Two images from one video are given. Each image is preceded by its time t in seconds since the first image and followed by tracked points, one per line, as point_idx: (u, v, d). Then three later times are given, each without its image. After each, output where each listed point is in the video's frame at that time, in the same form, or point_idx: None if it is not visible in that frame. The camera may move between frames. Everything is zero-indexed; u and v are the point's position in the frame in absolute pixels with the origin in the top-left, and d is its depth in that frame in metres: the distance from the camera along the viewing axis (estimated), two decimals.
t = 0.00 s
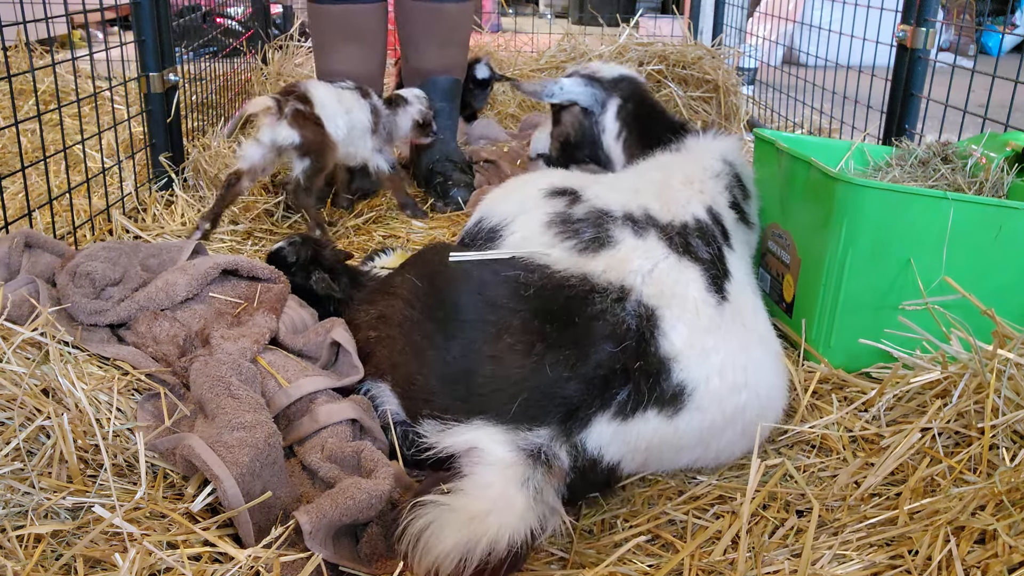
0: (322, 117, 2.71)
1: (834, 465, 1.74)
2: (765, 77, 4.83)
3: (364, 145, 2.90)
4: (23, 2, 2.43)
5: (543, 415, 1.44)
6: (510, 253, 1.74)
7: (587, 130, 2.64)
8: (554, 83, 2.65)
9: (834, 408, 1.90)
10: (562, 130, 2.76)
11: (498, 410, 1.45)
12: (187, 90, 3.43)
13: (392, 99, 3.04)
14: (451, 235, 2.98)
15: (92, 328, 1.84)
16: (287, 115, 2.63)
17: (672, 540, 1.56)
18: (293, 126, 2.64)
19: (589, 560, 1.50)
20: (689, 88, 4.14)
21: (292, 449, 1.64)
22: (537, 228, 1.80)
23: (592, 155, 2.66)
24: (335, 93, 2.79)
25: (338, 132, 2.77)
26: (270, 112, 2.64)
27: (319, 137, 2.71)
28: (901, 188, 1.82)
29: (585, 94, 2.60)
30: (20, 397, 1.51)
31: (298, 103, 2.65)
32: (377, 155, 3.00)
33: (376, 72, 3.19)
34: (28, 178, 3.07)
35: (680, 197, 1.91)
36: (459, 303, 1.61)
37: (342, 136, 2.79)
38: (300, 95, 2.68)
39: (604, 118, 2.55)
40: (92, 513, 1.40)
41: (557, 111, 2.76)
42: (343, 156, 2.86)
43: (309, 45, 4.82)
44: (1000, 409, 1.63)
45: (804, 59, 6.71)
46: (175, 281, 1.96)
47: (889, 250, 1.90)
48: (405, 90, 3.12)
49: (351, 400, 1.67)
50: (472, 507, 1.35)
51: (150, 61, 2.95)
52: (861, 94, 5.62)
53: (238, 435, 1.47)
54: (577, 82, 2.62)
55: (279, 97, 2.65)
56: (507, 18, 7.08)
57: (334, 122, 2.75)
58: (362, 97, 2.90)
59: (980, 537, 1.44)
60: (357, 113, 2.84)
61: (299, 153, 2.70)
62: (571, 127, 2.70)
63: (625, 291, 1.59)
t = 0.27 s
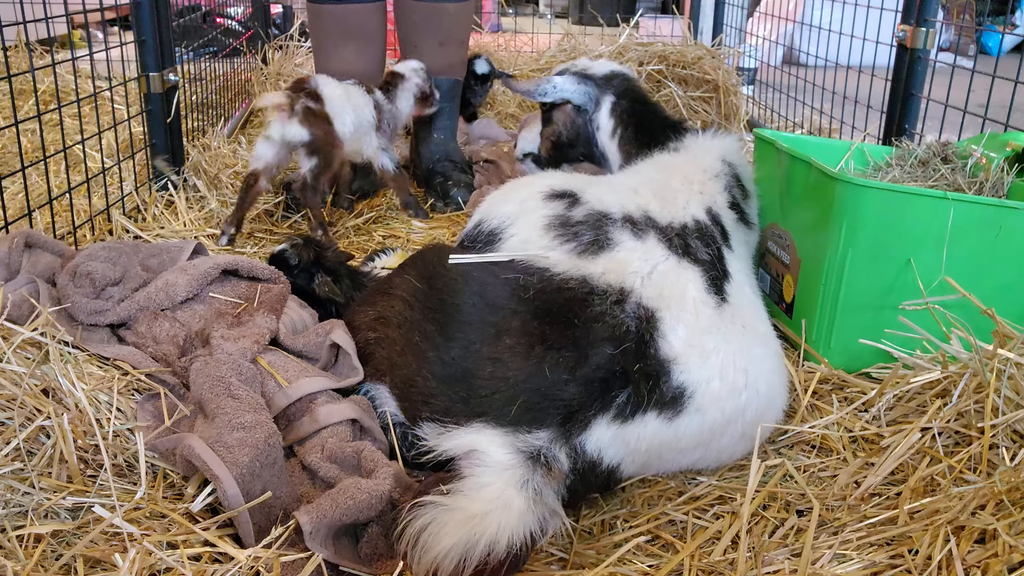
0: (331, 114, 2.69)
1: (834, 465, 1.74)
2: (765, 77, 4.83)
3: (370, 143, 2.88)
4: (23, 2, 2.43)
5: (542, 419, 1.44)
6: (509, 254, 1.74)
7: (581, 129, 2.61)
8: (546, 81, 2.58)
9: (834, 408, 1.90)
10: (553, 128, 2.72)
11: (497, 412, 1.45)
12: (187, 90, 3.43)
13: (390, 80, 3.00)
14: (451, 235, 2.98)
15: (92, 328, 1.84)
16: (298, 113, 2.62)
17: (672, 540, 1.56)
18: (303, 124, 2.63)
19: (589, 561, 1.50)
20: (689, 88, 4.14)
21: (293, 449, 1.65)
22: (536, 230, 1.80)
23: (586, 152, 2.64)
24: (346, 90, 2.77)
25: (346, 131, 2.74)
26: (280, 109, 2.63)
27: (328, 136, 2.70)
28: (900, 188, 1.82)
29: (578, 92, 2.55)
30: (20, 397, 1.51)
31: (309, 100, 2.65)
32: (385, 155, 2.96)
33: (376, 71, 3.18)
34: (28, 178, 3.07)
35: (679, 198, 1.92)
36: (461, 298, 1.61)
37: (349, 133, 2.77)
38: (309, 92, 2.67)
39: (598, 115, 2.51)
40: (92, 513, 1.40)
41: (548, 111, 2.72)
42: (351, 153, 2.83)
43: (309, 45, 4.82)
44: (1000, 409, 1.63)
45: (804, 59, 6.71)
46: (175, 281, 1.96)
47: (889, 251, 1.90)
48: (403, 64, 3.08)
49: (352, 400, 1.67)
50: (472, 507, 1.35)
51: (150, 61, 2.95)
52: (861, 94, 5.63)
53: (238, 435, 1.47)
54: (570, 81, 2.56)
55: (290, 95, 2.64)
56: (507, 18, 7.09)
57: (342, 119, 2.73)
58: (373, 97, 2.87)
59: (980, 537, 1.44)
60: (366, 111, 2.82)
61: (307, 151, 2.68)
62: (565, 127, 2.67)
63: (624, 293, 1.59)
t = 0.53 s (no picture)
0: (319, 111, 2.69)
1: (834, 465, 1.74)
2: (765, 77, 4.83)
3: (365, 138, 2.88)
4: (23, 2, 2.43)
5: (543, 424, 1.44)
6: (506, 262, 1.74)
7: (576, 131, 2.50)
8: (545, 81, 2.46)
9: (834, 407, 1.90)
10: (548, 131, 2.58)
11: (496, 421, 1.45)
12: (187, 91, 3.43)
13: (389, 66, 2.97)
14: (451, 235, 2.98)
15: (92, 328, 1.84)
16: (283, 111, 2.62)
17: (672, 540, 1.56)
18: (290, 120, 2.63)
19: (589, 560, 1.50)
20: (689, 88, 4.14)
21: (292, 449, 1.65)
22: (533, 237, 1.79)
23: (581, 155, 2.51)
24: (335, 88, 2.76)
25: (336, 126, 2.74)
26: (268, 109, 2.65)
27: (319, 132, 2.69)
28: (903, 186, 1.82)
29: (576, 92, 2.45)
30: (20, 397, 1.51)
31: (294, 98, 2.64)
32: (382, 150, 2.96)
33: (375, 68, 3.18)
34: (28, 178, 3.07)
35: (674, 199, 1.91)
36: (459, 303, 1.61)
37: (340, 129, 2.77)
38: (294, 90, 2.66)
39: (596, 115, 2.43)
40: (92, 513, 1.40)
41: (544, 113, 2.58)
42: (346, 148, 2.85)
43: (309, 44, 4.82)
44: (1000, 409, 1.63)
45: (804, 59, 6.71)
46: (175, 281, 1.96)
47: (888, 251, 1.90)
48: (399, 46, 3.07)
49: (352, 400, 1.67)
50: (473, 512, 1.35)
51: (150, 61, 2.95)
52: (861, 94, 5.63)
53: (238, 435, 1.47)
54: (567, 81, 2.46)
55: (276, 94, 2.65)
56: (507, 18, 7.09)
57: (331, 116, 2.72)
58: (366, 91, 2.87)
59: (980, 538, 1.44)
60: (357, 107, 2.81)
61: (298, 148, 2.68)
62: (561, 129, 2.53)
63: (621, 297, 1.59)
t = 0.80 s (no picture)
0: (342, 111, 2.71)
1: (834, 465, 1.74)
2: (765, 77, 4.83)
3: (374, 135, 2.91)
4: (23, 2, 2.43)
5: (543, 418, 1.44)
6: (507, 255, 1.75)
7: (570, 131, 2.52)
8: (537, 81, 2.48)
9: (834, 408, 1.90)
10: (540, 131, 2.61)
11: (496, 414, 1.45)
12: (187, 91, 3.43)
13: (382, 62, 2.96)
14: (451, 235, 2.98)
15: (92, 328, 1.84)
16: (312, 112, 2.61)
17: (672, 540, 1.56)
18: (317, 122, 2.63)
19: (589, 561, 1.51)
20: (689, 88, 4.14)
21: (293, 449, 1.65)
22: (535, 230, 1.79)
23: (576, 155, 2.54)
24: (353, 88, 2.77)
25: (354, 126, 2.77)
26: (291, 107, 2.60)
27: (339, 134, 2.71)
28: (903, 187, 1.82)
29: (569, 93, 2.47)
30: (20, 397, 1.51)
31: (321, 98, 2.63)
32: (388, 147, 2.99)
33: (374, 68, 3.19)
34: (28, 178, 3.07)
35: (677, 197, 1.92)
36: (460, 300, 1.61)
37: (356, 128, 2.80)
38: (323, 90, 2.65)
39: (590, 116, 2.45)
40: (92, 513, 1.40)
41: (535, 114, 2.60)
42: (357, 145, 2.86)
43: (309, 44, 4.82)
44: (1000, 409, 1.63)
45: (804, 59, 6.71)
46: (175, 281, 1.96)
47: (888, 251, 1.90)
48: (393, 41, 3.06)
49: (351, 400, 1.67)
50: (472, 507, 1.34)
51: (150, 61, 2.95)
52: (861, 94, 5.63)
53: (238, 435, 1.47)
54: (561, 81, 2.48)
55: (303, 92, 2.61)
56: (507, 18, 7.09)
57: (352, 115, 2.75)
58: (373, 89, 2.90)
59: (980, 537, 1.44)
60: (370, 105, 2.85)
61: (316, 149, 2.68)
62: (555, 129, 2.57)
63: (623, 292, 1.59)
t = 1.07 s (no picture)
0: (328, 108, 2.70)
1: (834, 465, 1.74)
2: (765, 77, 4.83)
3: (371, 134, 2.89)
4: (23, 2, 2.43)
5: (544, 433, 1.44)
6: (507, 271, 1.73)
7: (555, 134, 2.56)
8: (511, 95, 2.58)
9: (834, 408, 1.90)
10: (533, 136, 2.67)
11: (499, 431, 1.45)
12: (187, 91, 3.43)
13: (381, 61, 2.98)
14: (451, 235, 2.98)
15: (92, 328, 1.84)
16: (294, 109, 2.63)
17: (672, 540, 1.56)
18: (301, 119, 2.63)
19: (589, 561, 1.50)
20: (689, 88, 4.14)
21: (293, 449, 1.65)
22: (530, 250, 1.79)
23: (564, 159, 2.57)
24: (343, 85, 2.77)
25: (343, 123, 2.75)
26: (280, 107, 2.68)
27: (327, 130, 2.70)
28: (901, 184, 1.82)
29: (545, 99, 2.54)
30: (20, 397, 1.51)
31: (305, 95, 2.64)
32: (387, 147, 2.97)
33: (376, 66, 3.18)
34: (28, 178, 3.07)
35: (671, 202, 1.91)
36: (459, 309, 1.61)
37: (349, 126, 2.78)
38: (305, 88, 2.66)
39: (570, 119, 2.49)
40: (92, 513, 1.40)
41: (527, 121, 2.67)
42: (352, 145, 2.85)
43: (309, 44, 4.82)
44: (1000, 409, 1.63)
45: (804, 59, 6.72)
46: (175, 281, 1.96)
47: (888, 251, 1.90)
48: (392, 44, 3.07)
49: (351, 400, 1.68)
50: (478, 513, 1.35)
51: (150, 61, 2.95)
52: (861, 94, 5.63)
53: (238, 435, 1.47)
54: (536, 90, 2.56)
55: (287, 90, 2.65)
56: (507, 18, 7.10)
57: (339, 112, 2.73)
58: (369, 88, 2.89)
59: (980, 537, 1.44)
60: (365, 103, 2.83)
61: (306, 147, 2.70)
62: (543, 133, 2.62)
63: (621, 305, 1.58)
